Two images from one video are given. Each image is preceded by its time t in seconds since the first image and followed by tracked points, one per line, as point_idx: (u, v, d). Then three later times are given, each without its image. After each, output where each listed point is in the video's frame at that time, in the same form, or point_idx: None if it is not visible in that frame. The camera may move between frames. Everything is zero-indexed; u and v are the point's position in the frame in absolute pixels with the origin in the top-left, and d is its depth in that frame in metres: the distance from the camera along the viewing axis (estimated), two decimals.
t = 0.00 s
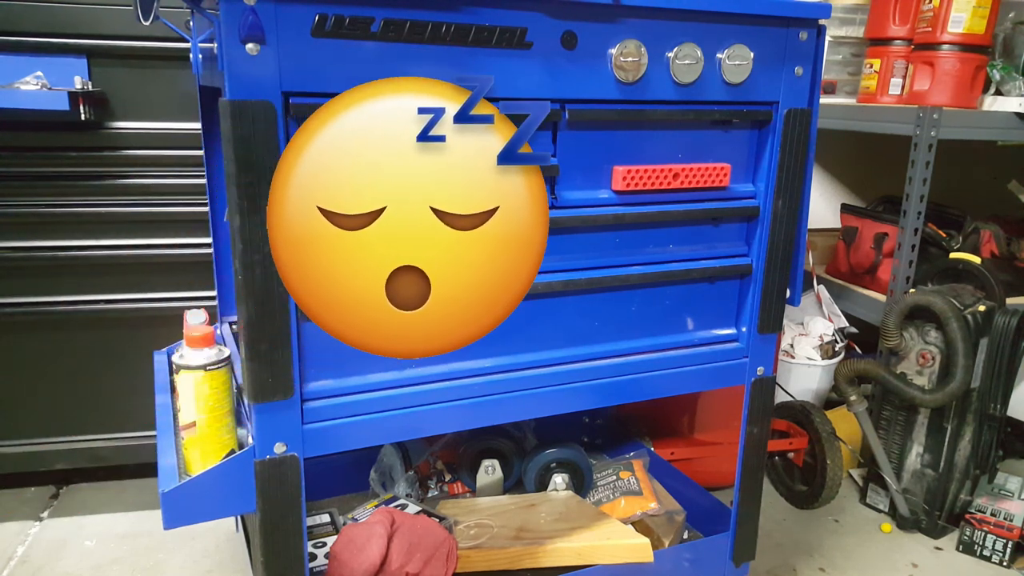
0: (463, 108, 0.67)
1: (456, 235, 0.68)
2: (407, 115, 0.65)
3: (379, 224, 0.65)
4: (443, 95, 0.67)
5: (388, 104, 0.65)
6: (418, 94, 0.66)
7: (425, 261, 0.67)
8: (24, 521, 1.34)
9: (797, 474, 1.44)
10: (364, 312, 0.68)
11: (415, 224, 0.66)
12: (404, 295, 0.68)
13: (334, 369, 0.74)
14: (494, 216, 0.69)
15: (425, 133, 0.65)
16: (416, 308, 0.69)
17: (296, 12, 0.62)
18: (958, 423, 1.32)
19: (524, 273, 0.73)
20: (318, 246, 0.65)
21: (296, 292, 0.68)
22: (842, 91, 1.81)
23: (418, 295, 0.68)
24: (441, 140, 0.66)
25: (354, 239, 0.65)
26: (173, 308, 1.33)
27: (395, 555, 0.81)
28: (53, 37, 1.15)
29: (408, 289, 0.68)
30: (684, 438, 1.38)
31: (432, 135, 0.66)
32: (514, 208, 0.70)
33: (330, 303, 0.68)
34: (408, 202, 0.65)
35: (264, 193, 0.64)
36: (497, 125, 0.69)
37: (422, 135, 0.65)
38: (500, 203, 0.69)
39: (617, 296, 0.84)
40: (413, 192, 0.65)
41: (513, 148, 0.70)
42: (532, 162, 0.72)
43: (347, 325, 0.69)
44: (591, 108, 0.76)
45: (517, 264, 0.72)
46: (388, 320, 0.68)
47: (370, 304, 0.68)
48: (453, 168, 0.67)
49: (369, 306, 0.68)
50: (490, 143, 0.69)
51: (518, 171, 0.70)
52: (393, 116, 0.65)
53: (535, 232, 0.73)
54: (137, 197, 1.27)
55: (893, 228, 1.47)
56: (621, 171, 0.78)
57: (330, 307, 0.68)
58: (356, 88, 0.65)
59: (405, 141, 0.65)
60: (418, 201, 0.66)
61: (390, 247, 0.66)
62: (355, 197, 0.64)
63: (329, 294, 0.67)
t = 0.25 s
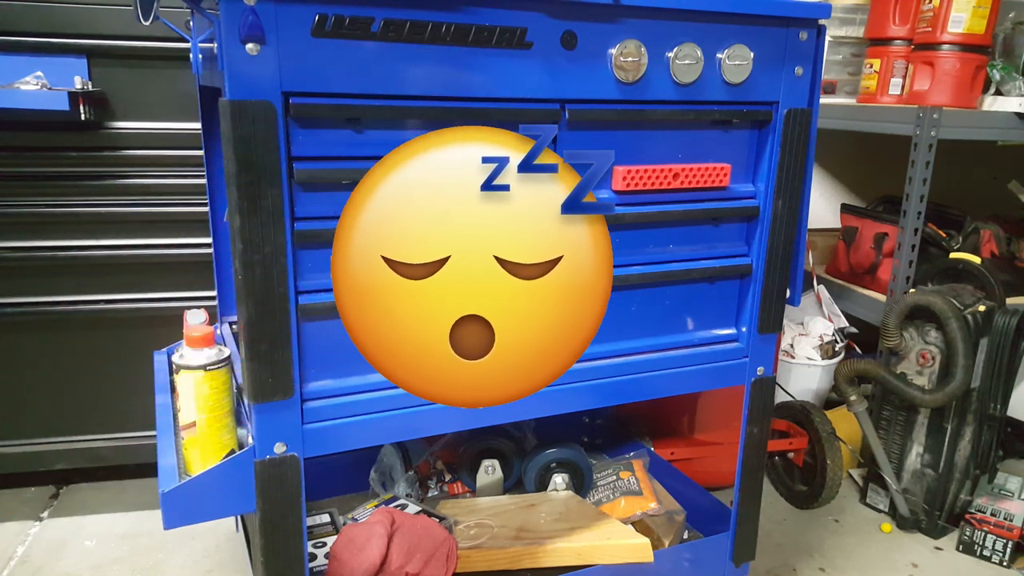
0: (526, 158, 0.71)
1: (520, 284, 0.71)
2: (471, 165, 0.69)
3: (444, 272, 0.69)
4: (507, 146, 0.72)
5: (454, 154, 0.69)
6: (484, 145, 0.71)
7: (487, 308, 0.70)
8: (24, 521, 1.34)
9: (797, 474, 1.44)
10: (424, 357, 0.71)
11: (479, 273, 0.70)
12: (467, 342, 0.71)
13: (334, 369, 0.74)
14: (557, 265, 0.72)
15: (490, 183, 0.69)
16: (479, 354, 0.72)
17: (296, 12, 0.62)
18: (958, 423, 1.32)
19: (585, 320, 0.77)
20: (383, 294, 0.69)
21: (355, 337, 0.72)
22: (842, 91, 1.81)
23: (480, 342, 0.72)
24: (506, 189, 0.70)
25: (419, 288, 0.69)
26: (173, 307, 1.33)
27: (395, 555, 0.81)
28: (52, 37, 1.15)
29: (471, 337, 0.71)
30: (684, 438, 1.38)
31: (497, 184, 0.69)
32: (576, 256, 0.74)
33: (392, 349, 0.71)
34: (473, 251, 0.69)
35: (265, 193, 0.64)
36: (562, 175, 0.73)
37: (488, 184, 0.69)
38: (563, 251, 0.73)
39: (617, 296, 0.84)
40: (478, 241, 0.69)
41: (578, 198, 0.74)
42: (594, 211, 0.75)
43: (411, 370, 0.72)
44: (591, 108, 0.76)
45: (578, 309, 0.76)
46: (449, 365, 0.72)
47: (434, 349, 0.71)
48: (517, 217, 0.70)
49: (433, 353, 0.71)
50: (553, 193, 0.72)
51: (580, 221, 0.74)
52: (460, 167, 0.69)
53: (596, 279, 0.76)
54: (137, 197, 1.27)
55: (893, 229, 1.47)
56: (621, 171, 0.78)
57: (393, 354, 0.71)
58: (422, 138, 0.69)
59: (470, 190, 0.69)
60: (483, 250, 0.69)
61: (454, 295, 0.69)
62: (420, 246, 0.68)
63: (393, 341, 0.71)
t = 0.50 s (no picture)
0: (592, 205, 0.68)
1: (585, 334, 0.68)
2: (536, 214, 0.67)
3: (507, 322, 0.67)
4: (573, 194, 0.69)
5: (519, 200, 0.67)
6: (549, 193, 0.68)
7: (551, 359, 0.68)
8: (24, 521, 1.34)
9: (797, 474, 1.44)
10: (484, 408, 0.69)
11: (543, 323, 0.67)
12: (529, 395, 0.69)
13: (334, 369, 0.74)
14: (622, 314, 0.70)
15: (553, 232, 0.67)
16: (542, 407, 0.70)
17: (296, 13, 0.62)
18: (958, 423, 1.32)
19: (652, 372, 0.73)
20: (445, 343, 0.67)
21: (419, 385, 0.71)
22: (842, 91, 1.81)
23: (544, 395, 0.69)
24: (570, 238, 0.67)
25: (482, 338, 0.67)
26: (173, 307, 1.33)
27: (395, 555, 0.81)
28: (52, 37, 1.15)
29: (534, 389, 0.69)
30: (684, 438, 1.38)
31: (560, 234, 0.67)
32: (644, 305, 0.70)
33: (454, 398, 0.70)
34: (538, 301, 0.67)
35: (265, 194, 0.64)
36: (626, 224, 0.70)
37: (551, 234, 0.66)
38: (629, 300, 0.70)
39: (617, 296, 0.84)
40: (542, 291, 0.67)
41: (641, 247, 0.70)
42: (659, 260, 0.71)
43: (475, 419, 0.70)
44: (591, 108, 0.76)
45: (645, 360, 0.72)
46: (511, 418, 0.69)
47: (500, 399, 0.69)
48: (583, 267, 0.67)
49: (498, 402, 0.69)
50: (619, 242, 0.69)
51: (648, 270, 0.70)
52: (524, 216, 0.66)
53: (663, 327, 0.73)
54: (137, 196, 1.27)
55: (893, 229, 1.47)
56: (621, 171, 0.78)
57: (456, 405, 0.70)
58: (487, 188, 0.68)
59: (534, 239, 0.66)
60: (547, 300, 0.67)
61: (518, 345, 0.67)
62: (483, 296, 0.66)
63: (454, 390, 0.69)
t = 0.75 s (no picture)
0: (654, 254, 0.72)
1: (647, 382, 0.73)
2: (601, 265, 0.72)
3: (572, 370, 0.72)
4: (635, 245, 0.74)
5: (583, 252, 0.72)
6: (612, 244, 0.73)
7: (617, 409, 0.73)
8: (24, 521, 1.34)
9: (797, 474, 1.44)
10: (547, 452, 0.75)
11: (609, 374, 0.72)
12: (591, 438, 0.74)
13: (333, 369, 0.74)
14: (682, 363, 0.74)
15: (618, 280, 0.71)
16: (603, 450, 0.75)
17: (297, 13, 0.62)
18: (958, 423, 1.32)
19: (709, 418, 0.78)
20: (512, 390, 0.73)
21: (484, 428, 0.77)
22: (842, 91, 1.81)
23: (605, 440, 0.74)
24: (634, 287, 0.72)
25: (546, 385, 0.72)
26: (173, 307, 1.33)
27: (395, 555, 0.81)
28: (52, 37, 1.15)
29: (597, 434, 0.74)
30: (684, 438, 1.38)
31: (625, 282, 0.72)
32: (704, 354, 0.75)
33: (519, 443, 0.75)
34: (600, 349, 0.72)
35: (265, 194, 0.64)
36: (689, 272, 0.75)
37: (615, 283, 0.71)
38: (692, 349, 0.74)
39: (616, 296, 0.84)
40: (604, 340, 0.72)
41: (705, 296, 0.74)
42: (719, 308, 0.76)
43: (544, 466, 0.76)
44: (591, 108, 0.76)
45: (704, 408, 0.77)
46: (580, 464, 0.75)
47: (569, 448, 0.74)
48: (646, 316, 0.72)
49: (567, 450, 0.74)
50: (682, 291, 0.74)
51: (707, 318, 0.75)
52: (589, 269, 0.71)
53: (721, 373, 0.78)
54: (137, 196, 1.27)
55: (893, 229, 1.47)
56: (621, 171, 0.78)
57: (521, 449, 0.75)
58: (551, 241, 0.74)
59: (597, 289, 0.71)
60: (613, 350, 0.72)
61: (581, 393, 0.72)
62: (550, 346, 0.71)
63: (520, 436, 0.74)
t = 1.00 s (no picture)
0: (720, 272, 0.66)
1: (715, 403, 0.67)
2: (664, 282, 0.65)
3: (637, 390, 0.65)
4: (699, 262, 0.68)
5: (645, 268, 0.66)
6: (678, 261, 0.67)
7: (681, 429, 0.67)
8: (24, 521, 1.34)
9: (797, 474, 1.43)
10: (610, 475, 0.68)
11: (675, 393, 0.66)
12: (657, 463, 0.67)
13: (333, 369, 0.74)
14: (750, 382, 0.67)
15: (682, 299, 0.65)
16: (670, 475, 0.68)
17: (296, 13, 0.62)
18: (958, 423, 1.32)
19: (781, 442, 0.70)
20: (573, 412, 0.67)
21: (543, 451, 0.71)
22: (842, 91, 1.81)
23: (672, 464, 0.68)
24: (699, 305, 0.65)
25: (609, 405, 0.66)
26: (173, 307, 1.33)
27: (395, 555, 0.81)
28: (52, 37, 1.15)
29: (663, 457, 0.67)
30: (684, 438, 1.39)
31: (689, 301, 0.65)
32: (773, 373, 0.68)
33: (580, 465, 0.69)
34: (665, 368, 0.65)
35: (264, 194, 0.64)
36: (753, 291, 0.68)
37: (680, 301, 0.65)
38: (758, 368, 0.67)
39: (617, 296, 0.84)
40: (670, 358, 0.65)
41: (769, 314, 0.67)
42: (790, 327, 0.67)
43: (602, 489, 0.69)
44: (591, 108, 0.76)
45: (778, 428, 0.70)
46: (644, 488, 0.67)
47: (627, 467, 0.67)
48: (711, 336, 0.66)
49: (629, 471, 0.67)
50: (747, 310, 0.67)
51: (775, 338, 0.68)
52: (653, 285, 0.65)
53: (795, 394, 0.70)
54: (137, 196, 1.27)
55: (893, 229, 1.47)
56: (621, 171, 0.78)
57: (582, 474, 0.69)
58: (614, 256, 0.68)
59: (661, 306, 0.65)
60: (677, 368, 0.65)
61: (646, 414, 0.66)
62: (615, 363, 0.65)
63: (581, 458, 0.68)
